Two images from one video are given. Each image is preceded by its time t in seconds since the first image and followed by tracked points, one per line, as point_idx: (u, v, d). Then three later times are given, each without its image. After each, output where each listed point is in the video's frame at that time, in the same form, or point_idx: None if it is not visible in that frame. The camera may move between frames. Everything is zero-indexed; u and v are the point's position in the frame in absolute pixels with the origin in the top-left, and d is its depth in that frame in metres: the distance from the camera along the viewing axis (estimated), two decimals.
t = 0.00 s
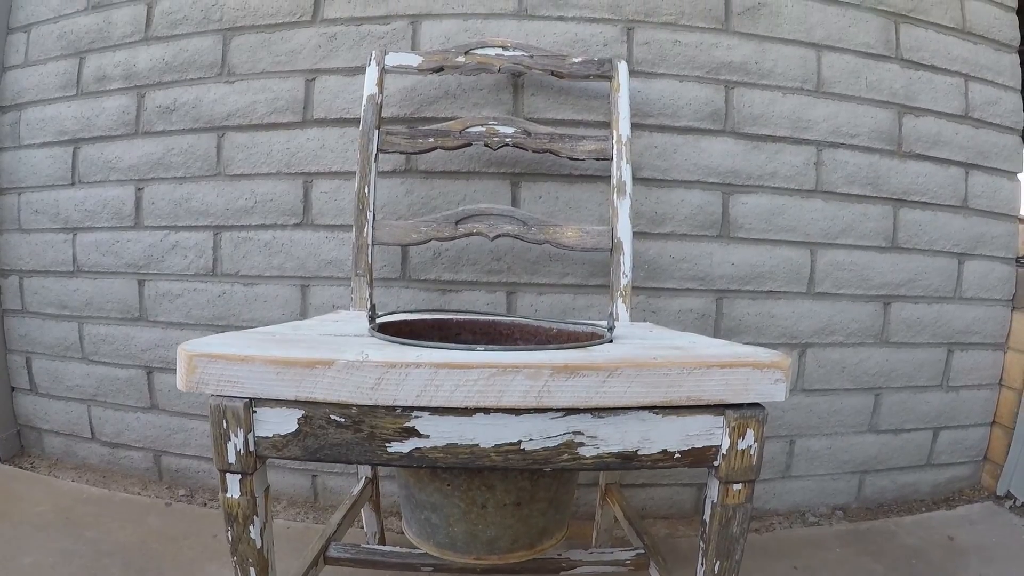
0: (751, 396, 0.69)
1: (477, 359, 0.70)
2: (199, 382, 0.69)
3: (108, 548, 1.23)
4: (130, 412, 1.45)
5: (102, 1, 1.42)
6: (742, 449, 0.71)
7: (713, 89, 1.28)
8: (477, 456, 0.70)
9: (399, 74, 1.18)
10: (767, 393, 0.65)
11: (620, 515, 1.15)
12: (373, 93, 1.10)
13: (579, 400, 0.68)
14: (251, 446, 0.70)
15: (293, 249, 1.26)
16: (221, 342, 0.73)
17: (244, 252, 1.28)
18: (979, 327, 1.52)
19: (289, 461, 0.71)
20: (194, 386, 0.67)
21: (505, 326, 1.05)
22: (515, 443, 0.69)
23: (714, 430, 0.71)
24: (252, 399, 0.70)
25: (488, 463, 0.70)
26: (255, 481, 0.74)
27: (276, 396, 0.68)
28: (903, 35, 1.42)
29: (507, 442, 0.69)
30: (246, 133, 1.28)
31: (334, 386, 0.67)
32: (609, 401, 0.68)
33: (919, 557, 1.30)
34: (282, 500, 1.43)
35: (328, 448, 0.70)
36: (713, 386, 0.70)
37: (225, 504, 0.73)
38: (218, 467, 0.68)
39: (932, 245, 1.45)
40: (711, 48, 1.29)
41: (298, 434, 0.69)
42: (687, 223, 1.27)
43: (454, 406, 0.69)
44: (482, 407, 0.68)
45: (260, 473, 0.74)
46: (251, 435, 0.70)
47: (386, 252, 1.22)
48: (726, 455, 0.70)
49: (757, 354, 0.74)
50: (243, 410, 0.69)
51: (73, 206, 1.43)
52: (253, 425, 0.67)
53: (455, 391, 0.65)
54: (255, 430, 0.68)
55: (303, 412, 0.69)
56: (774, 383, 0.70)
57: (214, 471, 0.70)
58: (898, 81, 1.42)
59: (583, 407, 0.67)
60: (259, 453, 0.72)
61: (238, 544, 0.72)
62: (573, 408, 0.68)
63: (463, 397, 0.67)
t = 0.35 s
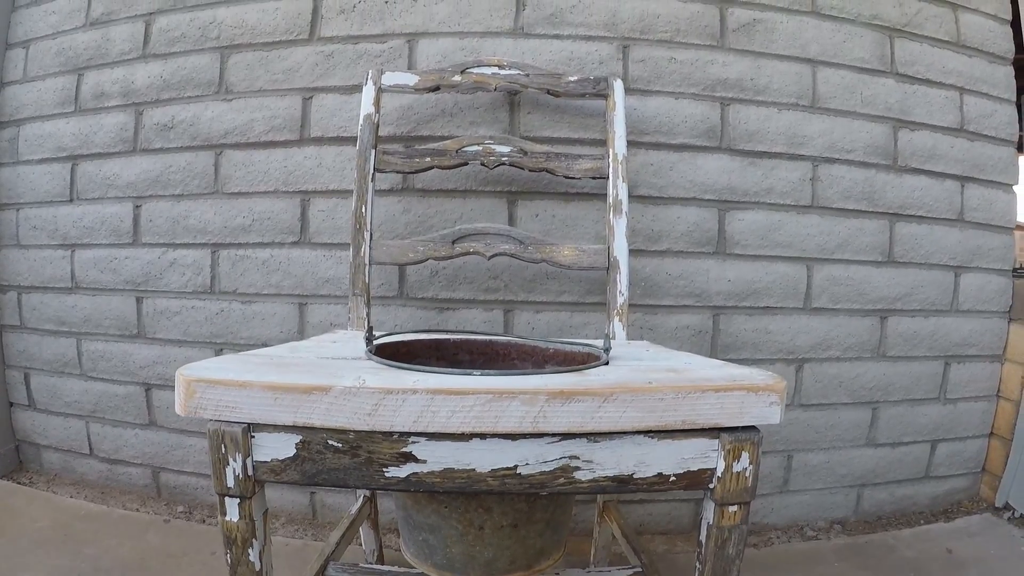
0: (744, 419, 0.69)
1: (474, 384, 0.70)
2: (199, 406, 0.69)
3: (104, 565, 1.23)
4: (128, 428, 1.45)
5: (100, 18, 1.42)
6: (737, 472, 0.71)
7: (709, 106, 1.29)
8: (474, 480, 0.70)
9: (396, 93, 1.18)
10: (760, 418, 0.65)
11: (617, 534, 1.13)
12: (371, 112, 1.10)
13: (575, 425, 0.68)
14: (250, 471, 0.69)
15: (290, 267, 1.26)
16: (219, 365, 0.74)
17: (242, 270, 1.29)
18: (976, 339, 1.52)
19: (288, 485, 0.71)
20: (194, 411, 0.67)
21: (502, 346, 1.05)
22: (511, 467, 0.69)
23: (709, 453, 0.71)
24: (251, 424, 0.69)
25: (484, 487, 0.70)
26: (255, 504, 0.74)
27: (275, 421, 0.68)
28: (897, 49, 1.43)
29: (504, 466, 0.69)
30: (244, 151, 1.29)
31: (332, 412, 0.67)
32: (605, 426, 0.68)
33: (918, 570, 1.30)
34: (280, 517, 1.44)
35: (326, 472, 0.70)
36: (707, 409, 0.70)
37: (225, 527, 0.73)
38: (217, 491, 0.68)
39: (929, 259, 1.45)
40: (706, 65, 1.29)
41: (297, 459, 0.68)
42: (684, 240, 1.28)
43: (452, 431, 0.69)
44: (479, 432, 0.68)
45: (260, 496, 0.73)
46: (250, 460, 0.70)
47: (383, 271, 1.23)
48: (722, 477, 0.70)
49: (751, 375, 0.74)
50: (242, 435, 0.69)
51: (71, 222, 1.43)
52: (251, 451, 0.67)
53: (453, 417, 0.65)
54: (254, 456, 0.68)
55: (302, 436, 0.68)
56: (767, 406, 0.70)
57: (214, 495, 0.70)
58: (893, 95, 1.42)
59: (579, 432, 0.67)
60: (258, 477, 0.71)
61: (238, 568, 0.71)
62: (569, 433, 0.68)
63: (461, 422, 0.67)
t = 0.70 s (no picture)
0: (742, 439, 0.68)
1: (471, 405, 0.68)
2: (196, 428, 0.68)
3: None
4: (127, 442, 1.45)
5: (99, 32, 1.43)
6: (733, 491, 0.69)
7: (706, 121, 1.29)
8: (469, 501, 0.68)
9: (394, 109, 1.18)
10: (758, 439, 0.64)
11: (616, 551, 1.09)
12: (368, 129, 1.10)
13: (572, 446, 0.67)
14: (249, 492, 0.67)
15: (289, 282, 1.27)
16: (217, 385, 0.72)
17: (241, 285, 1.29)
18: (974, 351, 1.52)
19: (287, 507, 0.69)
20: (191, 433, 0.66)
21: (500, 363, 1.04)
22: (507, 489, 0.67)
23: (706, 473, 0.69)
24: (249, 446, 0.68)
25: (480, 509, 0.68)
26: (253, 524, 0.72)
27: (271, 443, 0.67)
28: (894, 62, 1.44)
29: (500, 488, 0.68)
30: (242, 166, 1.29)
31: (329, 435, 0.66)
32: (602, 447, 0.66)
33: None
34: (279, 530, 1.44)
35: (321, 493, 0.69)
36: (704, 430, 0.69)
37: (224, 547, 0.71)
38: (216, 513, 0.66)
39: (926, 272, 1.46)
40: (703, 80, 1.30)
41: (293, 480, 0.67)
42: (681, 255, 1.28)
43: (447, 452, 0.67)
44: (475, 453, 0.66)
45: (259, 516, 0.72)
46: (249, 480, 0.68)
47: (382, 287, 1.24)
48: (717, 497, 0.68)
49: (749, 394, 0.73)
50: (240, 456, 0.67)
51: (70, 236, 1.44)
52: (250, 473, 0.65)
53: (449, 439, 0.64)
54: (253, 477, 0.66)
55: (299, 458, 0.67)
56: (766, 427, 0.69)
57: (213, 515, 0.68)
58: (890, 109, 1.43)
59: (575, 454, 0.66)
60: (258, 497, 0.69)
61: None
62: (566, 455, 0.66)
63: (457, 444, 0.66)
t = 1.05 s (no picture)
0: (736, 461, 0.67)
1: (467, 426, 0.68)
2: (193, 448, 0.67)
3: None
4: (126, 455, 1.45)
5: (97, 46, 1.43)
6: (727, 511, 0.69)
7: (704, 136, 1.29)
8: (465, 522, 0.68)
9: (391, 125, 1.19)
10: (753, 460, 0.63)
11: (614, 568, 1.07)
12: (366, 146, 1.10)
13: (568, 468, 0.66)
14: (246, 512, 0.67)
15: (287, 297, 1.27)
16: (214, 405, 0.72)
17: (239, 300, 1.29)
18: (971, 365, 1.53)
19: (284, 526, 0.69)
20: (188, 453, 0.66)
21: (497, 379, 1.03)
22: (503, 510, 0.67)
23: (701, 493, 0.69)
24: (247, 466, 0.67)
25: (476, 529, 0.68)
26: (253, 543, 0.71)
27: (268, 464, 0.67)
28: (892, 76, 1.44)
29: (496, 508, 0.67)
30: (241, 181, 1.29)
31: (326, 456, 0.65)
32: (598, 469, 0.66)
33: None
34: (277, 544, 1.45)
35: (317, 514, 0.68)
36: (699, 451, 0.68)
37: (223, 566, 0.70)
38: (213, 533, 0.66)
39: (924, 286, 1.46)
40: (701, 95, 1.30)
41: (291, 500, 0.66)
42: (679, 270, 1.28)
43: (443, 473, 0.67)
44: (471, 475, 0.66)
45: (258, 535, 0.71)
46: (246, 500, 0.67)
47: (380, 303, 1.24)
48: (712, 518, 0.68)
49: (743, 415, 0.73)
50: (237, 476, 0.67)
51: (68, 250, 1.44)
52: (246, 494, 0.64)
53: (445, 461, 0.64)
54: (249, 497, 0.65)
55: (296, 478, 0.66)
56: (760, 448, 0.68)
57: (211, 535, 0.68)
58: (888, 123, 1.43)
59: (571, 475, 0.65)
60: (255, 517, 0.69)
61: None
62: (562, 476, 0.66)
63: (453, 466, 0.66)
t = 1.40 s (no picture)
0: (731, 477, 0.67)
1: (461, 443, 0.67)
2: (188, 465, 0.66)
3: None
4: (123, 466, 1.45)
5: (94, 57, 1.43)
6: (722, 528, 0.68)
7: (701, 148, 1.29)
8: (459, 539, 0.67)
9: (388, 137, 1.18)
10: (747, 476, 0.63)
11: None
12: (362, 158, 1.10)
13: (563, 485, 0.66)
14: (241, 529, 0.66)
15: (284, 309, 1.27)
16: (210, 420, 0.71)
17: (236, 312, 1.29)
18: (969, 376, 1.52)
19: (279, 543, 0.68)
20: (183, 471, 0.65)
21: (493, 394, 1.00)
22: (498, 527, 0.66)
23: (696, 510, 0.68)
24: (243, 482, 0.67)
25: (470, 546, 0.67)
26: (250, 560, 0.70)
27: (264, 481, 0.66)
28: (890, 88, 1.44)
29: (491, 526, 0.67)
30: (237, 193, 1.29)
31: (322, 472, 0.65)
32: (593, 487, 0.65)
33: None
34: (275, 556, 1.45)
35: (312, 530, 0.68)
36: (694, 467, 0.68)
37: None
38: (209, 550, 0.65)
39: (921, 298, 1.46)
40: (698, 107, 1.30)
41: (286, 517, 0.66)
42: (675, 283, 1.28)
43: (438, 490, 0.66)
44: (466, 492, 0.65)
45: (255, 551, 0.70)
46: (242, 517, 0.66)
47: (377, 316, 1.24)
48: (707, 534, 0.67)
49: (738, 430, 0.72)
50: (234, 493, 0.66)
51: (65, 262, 1.44)
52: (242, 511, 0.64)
53: (440, 479, 0.63)
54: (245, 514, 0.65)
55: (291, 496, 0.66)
56: (754, 464, 0.68)
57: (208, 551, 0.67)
58: (886, 135, 1.43)
59: (566, 493, 0.65)
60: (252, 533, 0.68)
61: None
62: (557, 494, 0.65)
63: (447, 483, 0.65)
